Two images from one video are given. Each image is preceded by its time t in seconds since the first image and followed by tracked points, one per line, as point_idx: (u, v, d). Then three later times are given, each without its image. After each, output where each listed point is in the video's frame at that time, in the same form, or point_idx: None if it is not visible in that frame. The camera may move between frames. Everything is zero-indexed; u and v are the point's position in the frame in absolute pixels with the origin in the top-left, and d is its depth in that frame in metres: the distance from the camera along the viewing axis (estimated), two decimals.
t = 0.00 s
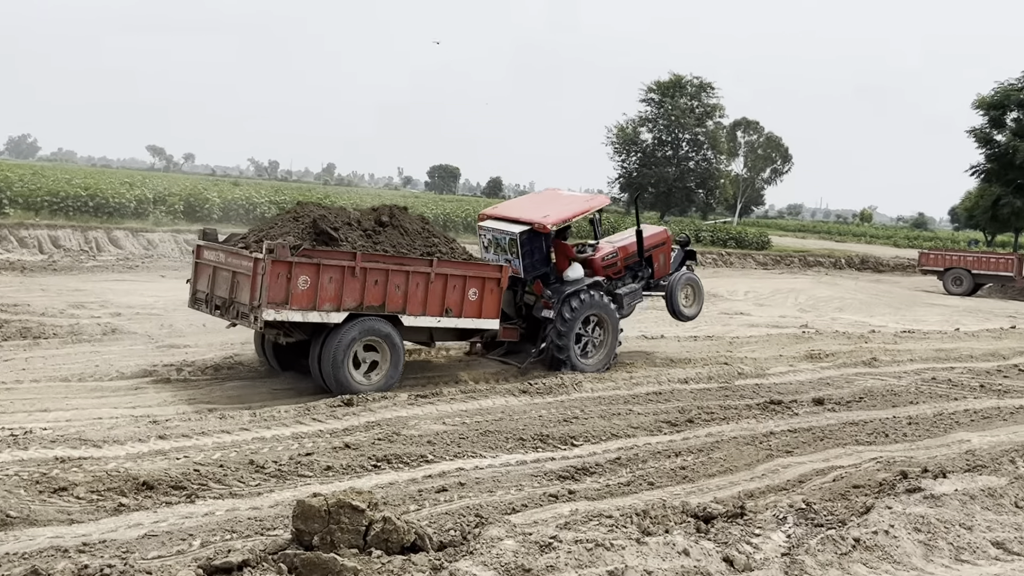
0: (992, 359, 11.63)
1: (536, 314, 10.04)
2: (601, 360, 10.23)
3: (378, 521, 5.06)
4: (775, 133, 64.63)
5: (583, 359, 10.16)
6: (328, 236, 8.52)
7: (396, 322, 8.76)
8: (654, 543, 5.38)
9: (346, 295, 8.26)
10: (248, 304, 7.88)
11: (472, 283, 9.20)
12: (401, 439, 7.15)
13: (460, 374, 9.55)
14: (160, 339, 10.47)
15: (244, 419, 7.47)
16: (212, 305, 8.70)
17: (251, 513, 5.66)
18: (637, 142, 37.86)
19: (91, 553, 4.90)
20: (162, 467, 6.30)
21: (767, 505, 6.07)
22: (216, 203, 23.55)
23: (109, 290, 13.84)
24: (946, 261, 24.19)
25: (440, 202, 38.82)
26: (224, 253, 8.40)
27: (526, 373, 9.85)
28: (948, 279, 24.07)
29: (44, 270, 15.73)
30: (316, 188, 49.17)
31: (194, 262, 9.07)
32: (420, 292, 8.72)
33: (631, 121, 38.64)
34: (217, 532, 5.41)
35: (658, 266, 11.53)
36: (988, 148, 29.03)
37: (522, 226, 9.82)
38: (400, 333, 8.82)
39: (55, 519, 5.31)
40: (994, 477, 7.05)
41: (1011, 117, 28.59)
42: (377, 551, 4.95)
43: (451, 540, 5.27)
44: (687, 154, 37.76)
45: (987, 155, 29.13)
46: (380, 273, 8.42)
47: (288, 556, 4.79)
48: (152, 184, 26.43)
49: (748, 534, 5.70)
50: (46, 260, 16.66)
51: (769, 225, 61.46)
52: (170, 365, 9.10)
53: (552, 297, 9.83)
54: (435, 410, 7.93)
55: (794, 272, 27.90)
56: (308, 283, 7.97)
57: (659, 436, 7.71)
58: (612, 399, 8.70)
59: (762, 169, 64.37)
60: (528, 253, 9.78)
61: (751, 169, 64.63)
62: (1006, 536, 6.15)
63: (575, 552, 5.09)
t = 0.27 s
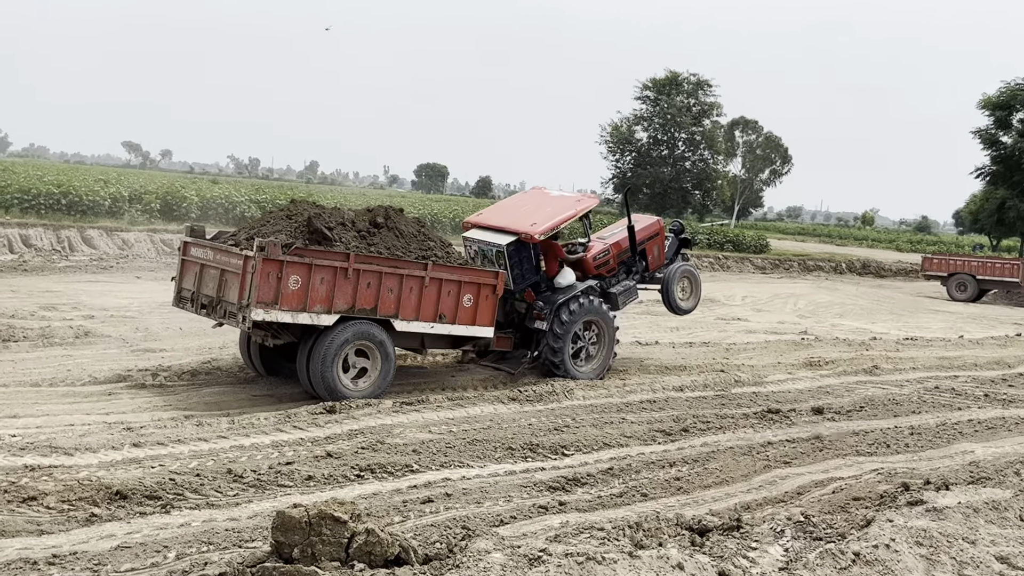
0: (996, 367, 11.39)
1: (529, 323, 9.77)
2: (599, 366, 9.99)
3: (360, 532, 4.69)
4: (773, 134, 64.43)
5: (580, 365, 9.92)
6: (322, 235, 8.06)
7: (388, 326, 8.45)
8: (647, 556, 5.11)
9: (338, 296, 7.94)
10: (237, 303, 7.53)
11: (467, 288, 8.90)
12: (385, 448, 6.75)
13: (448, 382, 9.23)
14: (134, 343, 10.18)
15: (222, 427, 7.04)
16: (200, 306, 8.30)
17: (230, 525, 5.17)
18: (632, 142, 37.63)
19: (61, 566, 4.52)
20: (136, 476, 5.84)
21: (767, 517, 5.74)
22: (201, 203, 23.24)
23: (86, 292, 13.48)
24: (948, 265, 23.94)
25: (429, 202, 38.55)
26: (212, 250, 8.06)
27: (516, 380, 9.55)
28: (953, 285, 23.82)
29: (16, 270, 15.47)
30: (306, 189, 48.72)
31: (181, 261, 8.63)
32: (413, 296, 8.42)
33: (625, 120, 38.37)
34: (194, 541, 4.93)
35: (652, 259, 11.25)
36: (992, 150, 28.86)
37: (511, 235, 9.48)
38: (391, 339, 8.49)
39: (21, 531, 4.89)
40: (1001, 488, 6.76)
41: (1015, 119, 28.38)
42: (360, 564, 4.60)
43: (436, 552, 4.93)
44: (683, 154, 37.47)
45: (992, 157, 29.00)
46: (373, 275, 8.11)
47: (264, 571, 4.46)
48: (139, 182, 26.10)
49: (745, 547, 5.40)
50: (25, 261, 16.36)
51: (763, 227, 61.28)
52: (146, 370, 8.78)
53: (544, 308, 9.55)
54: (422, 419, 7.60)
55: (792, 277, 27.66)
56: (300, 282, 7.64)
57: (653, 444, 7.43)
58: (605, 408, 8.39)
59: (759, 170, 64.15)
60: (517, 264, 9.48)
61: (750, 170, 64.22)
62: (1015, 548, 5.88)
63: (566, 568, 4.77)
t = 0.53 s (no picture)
0: (989, 372, 11.42)
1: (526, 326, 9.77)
2: (596, 368, 10.02)
3: (353, 534, 4.69)
4: (767, 138, 64.51)
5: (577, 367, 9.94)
6: (317, 237, 8.07)
7: (383, 328, 8.45)
8: (639, 560, 5.12)
9: (333, 298, 7.94)
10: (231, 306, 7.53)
11: (462, 290, 8.91)
12: (380, 450, 6.78)
13: (441, 384, 9.23)
14: (128, 344, 10.18)
15: (214, 429, 7.03)
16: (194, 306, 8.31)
17: (221, 527, 5.17)
18: (626, 145, 37.71)
19: (52, 567, 4.51)
20: (128, 478, 5.83)
21: (758, 521, 5.76)
22: (194, 204, 23.22)
23: (80, 293, 13.46)
24: (940, 270, 23.97)
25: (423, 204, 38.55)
26: (206, 253, 8.06)
27: (510, 383, 9.55)
28: (945, 289, 23.85)
29: (10, 271, 15.43)
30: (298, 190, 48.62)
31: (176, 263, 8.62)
32: (408, 298, 8.43)
33: (620, 123, 38.40)
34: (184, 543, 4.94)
35: (647, 259, 11.29)
36: (985, 154, 28.96)
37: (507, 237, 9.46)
38: (387, 340, 8.50)
39: (13, 533, 4.88)
40: (992, 493, 6.77)
41: (1008, 124, 28.48)
42: (353, 567, 4.60)
43: (429, 554, 4.93)
44: (677, 157, 37.47)
45: (985, 162, 29.09)
46: (368, 277, 8.11)
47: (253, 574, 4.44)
48: (132, 183, 26.07)
49: (737, 551, 5.41)
50: (18, 262, 16.33)
51: (756, 230, 61.35)
52: (138, 371, 8.77)
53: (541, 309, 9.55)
54: (415, 421, 7.60)
55: (785, 280, 27.69)
56: (294, 285, 7.64)
57: (646, 448, 7.44)
58: (598, 411, 8.40)
59: (753, 174, 64.23)
60: (514, 265, 9.45)
61: (743, 175, 64.35)
62: (1006, 552, 5.90)
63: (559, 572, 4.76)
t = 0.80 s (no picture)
0: (986, 375, 11.44)
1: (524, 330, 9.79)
2: (594, 370, 10.07)
3: (351, 535, 4.69)
4: (765, 141, 64.58)
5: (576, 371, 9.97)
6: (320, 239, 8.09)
7: (385, 329, 8.46)
8: (637, 561, 5.13)
9: (336, 300, 7.94)
10: (235, 305, 7.51)
11: (463, 293, 8.93)
12: (380, 451, 6.83)
13: (440, 386, 9.24)
14: (128, 344, 10.21)
15: (212, 429, 7.04)
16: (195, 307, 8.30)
17: (219, 528, 5.18)
18: (624, 147, 37.76)
19: (51, 567, 4.52)
20: (126, 478, 5.83)
21: (756, 522, 5.78)
22: (194, 205, 23.24)
23: (78, 294, 13.47)
24: (938, 273, 24.00)
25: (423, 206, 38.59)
26: (210, 253, 8.04)
27: (508, 384, 9.56)
28: (942, 292, 23.87)
29: (9, 271, 15.45)
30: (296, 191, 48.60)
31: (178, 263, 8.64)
32: (411, 300, 8.44)
33: (618, 126, 38.43)
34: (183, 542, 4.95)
35: (646, 259, 11.34)
36: (982, 158, 28.96)
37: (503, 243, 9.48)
38: (389, 342, 8.51)
39: (11, 533, 4.89)
40: (989, 496, 6.78)
41: (1006, 128, 28.51)
42: (351, 568, 4.61)
43: (427, 555, 4.93)
44: (675, 160, 37.47)
45: (982, 166, 29.09)
46: (370, 279, 8.11)
47: None
48: (131, 184, 26.08)
49: (735, 553, 5.42)
50: (17, 262, 16.35)
51: (754, 233, 61.44)
52: (137, 372, 8.78)
53: (540, 315, 9.56)
54: (414, 423, 7.61)
55: (783, 283, 27.72)
56: (298, 285, 7.63)
57: (643, 449, 7.45)
58: (597, 412, 8.41)
59: (751, 176, 64.34)
60: (512, 271, 9.46)
61: (742, 178, 64.42)
62: (1003, 555, 5.91)
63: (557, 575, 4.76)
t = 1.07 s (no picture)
0: (986, 377, 11.44)
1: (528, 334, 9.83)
2: (601, 371, 10.04)
3: (351, 536, 4.70)
4: (766, 143, 64.59)
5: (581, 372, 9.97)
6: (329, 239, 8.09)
7: (391, 331, 8.47)
8: (637, 562, 5.14)
9: (344, 300, 7.96)
10: (244, 304, 7.54)
11: (469, 295, 8.95)
12: (379, 451, 6.83)
13: (441, 386, 9.25)
14: (129, 343, 10.23)
15: (213, 430, 7.05)
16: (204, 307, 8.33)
17: (220, 528, 5.19)
18: (625, 149, 37.77)
19: (51, 567, 4.53)
20: (127, 478, 5.84)
21: (756, 524, 5.79)
22: (195, 206, 23.27)
23: (80, 294, 13.50)
24: (938, 275, 24.01)
25: (424, 207, 38.59)
26: (219, 252, 8.08)
27: (509, 386, 9.57)
28: (942, 294, 23.87)
29: (11, 271, 15.48)
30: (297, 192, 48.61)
31: (186, 262, 8.67)
32: (417, 302, 8.46)
33: (619, 127, 38.44)
34: (185, 542, 4.96)
35: (646, 253, 11.43)
36: (983, 160, 28.93)
37: (501, 251, 9.52)
38: (395, 343, 8.52)
39: (12, 533, 4.90)
40: (989, 498, 6.78)
41: (1007, 130, 28.50)
42: (351, 568, 4.61)
43: (427, 556, 4.94)
44: (676, 161, 37.46)
45: (983, 168, 29.05)
46: (378, 280, 8.14)
47: None
48: (133, 185, 26.12)
49: (735, 555, 5.42)
50: (18, 262, 16.37)
51: (754, 235, 61.49)
52: (138, 372, 8.79)
53: (541, 320, 9.59)
54: (414, 423, 7.62)
55: (784, 285, 27.73)
56: (307, 285, 7.66)
57: (643, 451, 7.46)
58: (597, 414, 8.42)
59: (752, 178, 64.40)
60: (509, 278, 9.52)
61: (742, 179, 64.47)
62: (1002, 557, 5.91)
63: None
